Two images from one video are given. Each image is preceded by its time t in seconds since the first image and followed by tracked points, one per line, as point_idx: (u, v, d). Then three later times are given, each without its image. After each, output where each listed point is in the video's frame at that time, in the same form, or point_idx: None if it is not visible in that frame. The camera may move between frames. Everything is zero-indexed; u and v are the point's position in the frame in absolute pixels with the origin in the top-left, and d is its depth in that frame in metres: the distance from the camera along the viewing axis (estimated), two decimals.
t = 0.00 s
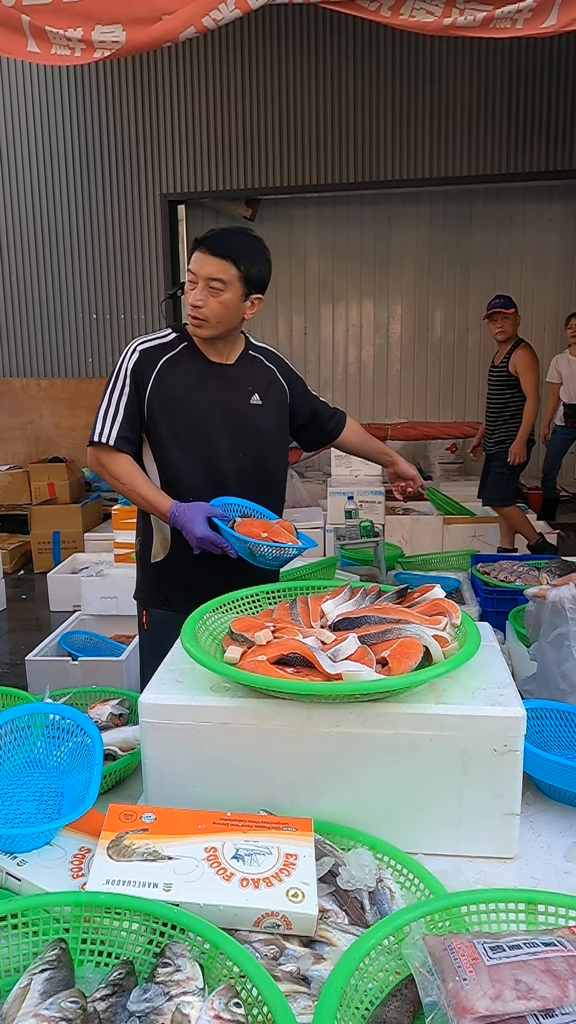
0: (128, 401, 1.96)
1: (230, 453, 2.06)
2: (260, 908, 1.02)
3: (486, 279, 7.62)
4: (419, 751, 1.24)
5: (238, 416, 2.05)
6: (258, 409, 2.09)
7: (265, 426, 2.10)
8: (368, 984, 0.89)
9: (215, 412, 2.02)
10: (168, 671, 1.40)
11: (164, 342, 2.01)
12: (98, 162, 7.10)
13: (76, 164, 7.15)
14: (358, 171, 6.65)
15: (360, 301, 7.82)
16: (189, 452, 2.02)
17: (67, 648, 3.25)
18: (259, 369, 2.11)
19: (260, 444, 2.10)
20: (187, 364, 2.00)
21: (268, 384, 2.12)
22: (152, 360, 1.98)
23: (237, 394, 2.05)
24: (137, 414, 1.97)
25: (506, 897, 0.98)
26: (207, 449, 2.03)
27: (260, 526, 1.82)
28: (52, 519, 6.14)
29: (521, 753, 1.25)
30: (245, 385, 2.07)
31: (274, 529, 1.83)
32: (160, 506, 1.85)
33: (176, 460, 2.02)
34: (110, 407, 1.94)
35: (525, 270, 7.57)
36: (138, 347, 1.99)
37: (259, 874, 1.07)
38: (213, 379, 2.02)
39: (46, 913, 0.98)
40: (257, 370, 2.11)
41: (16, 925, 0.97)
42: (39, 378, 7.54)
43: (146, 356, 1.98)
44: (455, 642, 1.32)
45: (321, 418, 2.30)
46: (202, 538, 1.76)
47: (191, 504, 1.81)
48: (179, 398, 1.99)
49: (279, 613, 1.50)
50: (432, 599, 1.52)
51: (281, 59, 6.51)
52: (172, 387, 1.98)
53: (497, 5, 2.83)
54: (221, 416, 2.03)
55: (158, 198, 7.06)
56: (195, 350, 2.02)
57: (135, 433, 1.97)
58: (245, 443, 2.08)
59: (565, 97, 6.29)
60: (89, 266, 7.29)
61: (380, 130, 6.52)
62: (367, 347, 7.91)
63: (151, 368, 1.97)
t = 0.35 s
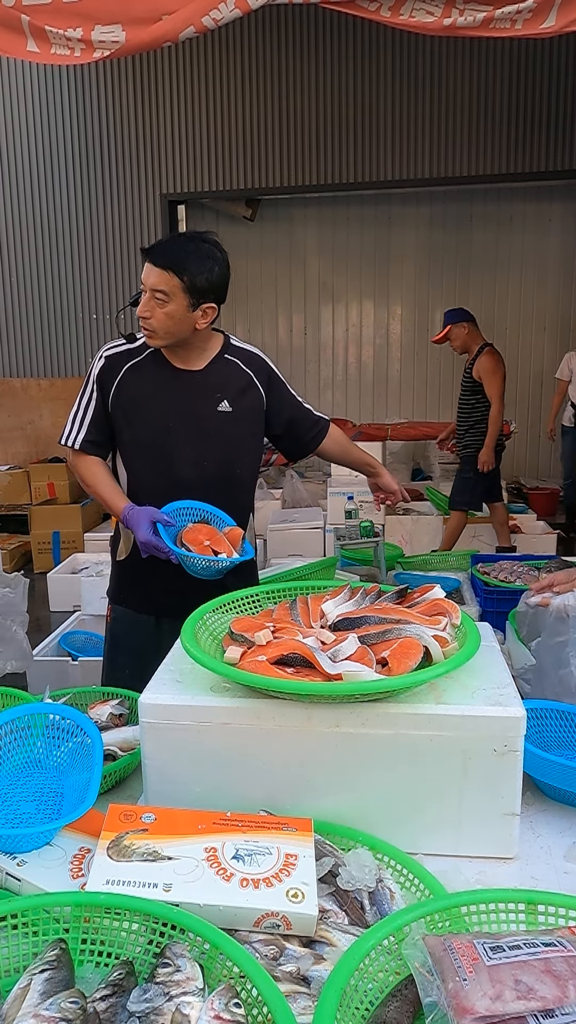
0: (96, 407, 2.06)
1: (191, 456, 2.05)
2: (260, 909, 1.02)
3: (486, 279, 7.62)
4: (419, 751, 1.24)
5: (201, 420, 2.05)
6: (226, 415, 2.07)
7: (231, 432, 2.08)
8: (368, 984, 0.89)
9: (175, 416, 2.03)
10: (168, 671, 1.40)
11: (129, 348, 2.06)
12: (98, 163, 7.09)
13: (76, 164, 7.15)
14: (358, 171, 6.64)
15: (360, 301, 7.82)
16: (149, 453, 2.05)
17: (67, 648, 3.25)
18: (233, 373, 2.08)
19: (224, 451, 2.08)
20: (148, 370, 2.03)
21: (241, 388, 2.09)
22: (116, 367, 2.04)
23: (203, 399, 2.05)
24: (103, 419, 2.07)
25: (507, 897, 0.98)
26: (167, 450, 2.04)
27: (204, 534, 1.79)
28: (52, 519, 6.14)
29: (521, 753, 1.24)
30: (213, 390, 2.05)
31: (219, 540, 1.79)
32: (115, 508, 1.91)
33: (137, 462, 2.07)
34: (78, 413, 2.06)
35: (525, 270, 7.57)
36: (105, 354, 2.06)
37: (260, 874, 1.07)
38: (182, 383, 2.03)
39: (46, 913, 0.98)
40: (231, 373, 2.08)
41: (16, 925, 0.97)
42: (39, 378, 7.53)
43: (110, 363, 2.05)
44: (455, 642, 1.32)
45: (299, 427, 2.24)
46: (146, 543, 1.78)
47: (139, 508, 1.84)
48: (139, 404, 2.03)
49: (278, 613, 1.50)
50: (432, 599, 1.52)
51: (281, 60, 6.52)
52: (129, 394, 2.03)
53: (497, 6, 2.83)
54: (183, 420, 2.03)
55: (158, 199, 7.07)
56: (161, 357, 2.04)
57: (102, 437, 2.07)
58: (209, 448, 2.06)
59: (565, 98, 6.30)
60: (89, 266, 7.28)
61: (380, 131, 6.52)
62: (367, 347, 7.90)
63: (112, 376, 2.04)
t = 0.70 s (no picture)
0: (95, 414, 2.01)
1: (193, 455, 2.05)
2: (260, 909, 1.02)
3: (486, 279, 7.62)
4: (419, 751, 1.24)
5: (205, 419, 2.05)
6: (227, 411, 2.08)
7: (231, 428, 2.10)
8: (368, 984, 0.89)
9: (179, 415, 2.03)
10: (168, 671, 1.40)
11: (126, 350, 2.02)
12: (98, 163, 7.09)
13: (76, 165, 7.15)
14: (358, 171, 6.64)
15: (360, 301, 7.82)
16: (152, 453, 2.04)
17: (67, 648, 3.25)
18: (233, 371, 2.10)
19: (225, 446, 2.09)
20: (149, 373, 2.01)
21: (241, 387, 2.11)
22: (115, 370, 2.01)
23: (206, 397, 2.05)
24: (103, 424, 2.02)
25: (507, 898, 0.98)
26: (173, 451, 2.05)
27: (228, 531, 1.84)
28: (52, 520, 6.14)
29: (521, 753, 1.25)
30: (215, 388, 2.06)
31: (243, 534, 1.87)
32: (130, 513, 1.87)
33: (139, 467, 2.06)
34: (76, 421, 2.00)
35: (525, 271, 7.57)
36: (101, 359, 2.01)
37: (260, 874, 1.07)
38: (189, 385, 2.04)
39: (46, 913, 0.98)
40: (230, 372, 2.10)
41: (16, 925, 0.97)
42: (39, 378, 7.52)
43: (109, 366, 2.01)
44: (454, 642, 1.32)
45: (287, 424, 2.28)
46: (170, 543, 1.77)
47: (161, 509, 1.83)
48: (142, 407, 2.01)
49: (278, 613, 1.50)
50: (432, 599, 1.52)
51: (281, 60, 6.52)
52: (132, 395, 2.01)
53: (497, 6, 2.84)
54: (188, 419, 2.04)
55: (158, 199, 7.07)
56: (161, 357, 2.02)
57: (102, 443, 2.02)
58: (214, 446, 2.07)
59: (565, 98, 6.30)
60: (89, 266, 7.28)
61: (380, 131, 6.52)
62: (367, 347, 7.91)
63: (112, 379, 2.01)
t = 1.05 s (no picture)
0: (206, 406, 1.93)
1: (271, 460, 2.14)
2: (260, 909, 1.02)
3: (486, 279, 7.62)
4: (419, 751, 1.24)
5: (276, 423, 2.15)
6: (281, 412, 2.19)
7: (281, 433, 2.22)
8: (368, 984, 0.89)
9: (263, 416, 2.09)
10: (168, 671, 1.40)
11: (222, 344, 2.00)
12: (98, 162, 7.09)
13: (76, 164, 7.15)
14: (358, 171, 6.65)
15: (360, 301, 7.82)
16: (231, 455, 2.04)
17: (67, 648, 3.25)
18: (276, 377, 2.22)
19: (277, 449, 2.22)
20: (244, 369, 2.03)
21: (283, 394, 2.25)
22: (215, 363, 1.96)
23: (272, 398, 2.13)
24: (212, 419, 1.96)
25: (507, 897, 0.98)
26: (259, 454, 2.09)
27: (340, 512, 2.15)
28: (52, 519, 6.14)
29: (521, 753, 1.25)
30: (274, 390, 2.15)
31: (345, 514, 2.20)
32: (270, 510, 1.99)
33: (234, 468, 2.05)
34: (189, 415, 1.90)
35: (525, 271, 7.57)
36: (205, 355, 1.95)
37: (259, 874, 1.07)
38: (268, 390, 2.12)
39: (46, 913, 0.98)
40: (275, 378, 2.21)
41: (16, 925, 0.97)
42: (39, 378, 7.52)
43: (215, 360, 1.96)
44: (455, 642, 1.32)
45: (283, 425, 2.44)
46: (318, 528, 2.02)
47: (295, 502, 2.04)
48: (240, 406, 2.01)
49: (279, 613, 1.50)
50: (432, 599, 1.52)
51: (281, 60, 6.52)
52: (239, 390, 2.01)
53: (497, 6, 2.84)
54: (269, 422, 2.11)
55: (158, 198, 7.07)
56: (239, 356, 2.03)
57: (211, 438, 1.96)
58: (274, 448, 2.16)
59: (565, 98, 6.31)
60: (89, 266, 7.28)
61: (380, 131, 6.52)
62: (366, 347, 7.91)
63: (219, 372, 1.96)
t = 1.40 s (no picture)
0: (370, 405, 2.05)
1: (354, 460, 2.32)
2: (260, 909, 1.02)
3: (486, 278, 7.62)
4: (419, 751, 1.24)
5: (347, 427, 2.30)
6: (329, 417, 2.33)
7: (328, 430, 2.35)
8: (368, 984, 0.89)
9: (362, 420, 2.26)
10: (168, 671, 1.40)
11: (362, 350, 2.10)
12: (98, 162, 7.09)
13: (76, 164, 7.14)
14: (358, 171, 6.65)
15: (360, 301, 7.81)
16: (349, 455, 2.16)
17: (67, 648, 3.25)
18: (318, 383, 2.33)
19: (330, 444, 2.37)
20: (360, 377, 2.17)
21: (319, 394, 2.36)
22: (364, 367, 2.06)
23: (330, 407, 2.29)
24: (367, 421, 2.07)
25: (507, 898, 0.98)
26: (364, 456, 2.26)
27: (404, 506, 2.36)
28: (52, 519, 6.14)
29: (521, 753, 1.25)
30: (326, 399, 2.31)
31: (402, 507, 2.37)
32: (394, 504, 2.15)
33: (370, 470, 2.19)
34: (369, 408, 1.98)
35: (525, 271, 7.57)
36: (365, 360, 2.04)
37: (259, 874, 1.07)
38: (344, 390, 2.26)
39: (45, 913, 0.98)
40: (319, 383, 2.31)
41: (15, 925, 0.97)
42: (39, 378, 7.52)
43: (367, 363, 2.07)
44: (454, 642, 1.32)
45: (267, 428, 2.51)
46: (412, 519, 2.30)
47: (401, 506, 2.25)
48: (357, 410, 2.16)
49: (279, 613, 1.50)
50: (432, 599, 1.52)
51: (281, 60, 6.52)
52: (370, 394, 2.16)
53: (497, 7, 3.11)
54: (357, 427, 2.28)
55: (158, 198, 7.07)
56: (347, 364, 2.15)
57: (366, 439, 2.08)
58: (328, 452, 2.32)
59: (565, 97, 6.31)
60: (89, 266, 7.28)
61: (381, 131, 6.52)
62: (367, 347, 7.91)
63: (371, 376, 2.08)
